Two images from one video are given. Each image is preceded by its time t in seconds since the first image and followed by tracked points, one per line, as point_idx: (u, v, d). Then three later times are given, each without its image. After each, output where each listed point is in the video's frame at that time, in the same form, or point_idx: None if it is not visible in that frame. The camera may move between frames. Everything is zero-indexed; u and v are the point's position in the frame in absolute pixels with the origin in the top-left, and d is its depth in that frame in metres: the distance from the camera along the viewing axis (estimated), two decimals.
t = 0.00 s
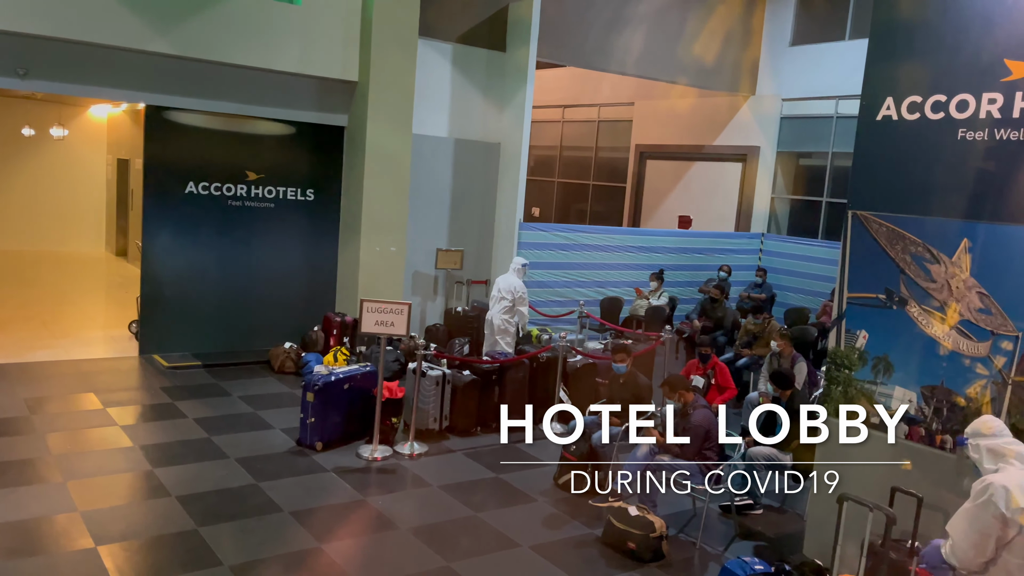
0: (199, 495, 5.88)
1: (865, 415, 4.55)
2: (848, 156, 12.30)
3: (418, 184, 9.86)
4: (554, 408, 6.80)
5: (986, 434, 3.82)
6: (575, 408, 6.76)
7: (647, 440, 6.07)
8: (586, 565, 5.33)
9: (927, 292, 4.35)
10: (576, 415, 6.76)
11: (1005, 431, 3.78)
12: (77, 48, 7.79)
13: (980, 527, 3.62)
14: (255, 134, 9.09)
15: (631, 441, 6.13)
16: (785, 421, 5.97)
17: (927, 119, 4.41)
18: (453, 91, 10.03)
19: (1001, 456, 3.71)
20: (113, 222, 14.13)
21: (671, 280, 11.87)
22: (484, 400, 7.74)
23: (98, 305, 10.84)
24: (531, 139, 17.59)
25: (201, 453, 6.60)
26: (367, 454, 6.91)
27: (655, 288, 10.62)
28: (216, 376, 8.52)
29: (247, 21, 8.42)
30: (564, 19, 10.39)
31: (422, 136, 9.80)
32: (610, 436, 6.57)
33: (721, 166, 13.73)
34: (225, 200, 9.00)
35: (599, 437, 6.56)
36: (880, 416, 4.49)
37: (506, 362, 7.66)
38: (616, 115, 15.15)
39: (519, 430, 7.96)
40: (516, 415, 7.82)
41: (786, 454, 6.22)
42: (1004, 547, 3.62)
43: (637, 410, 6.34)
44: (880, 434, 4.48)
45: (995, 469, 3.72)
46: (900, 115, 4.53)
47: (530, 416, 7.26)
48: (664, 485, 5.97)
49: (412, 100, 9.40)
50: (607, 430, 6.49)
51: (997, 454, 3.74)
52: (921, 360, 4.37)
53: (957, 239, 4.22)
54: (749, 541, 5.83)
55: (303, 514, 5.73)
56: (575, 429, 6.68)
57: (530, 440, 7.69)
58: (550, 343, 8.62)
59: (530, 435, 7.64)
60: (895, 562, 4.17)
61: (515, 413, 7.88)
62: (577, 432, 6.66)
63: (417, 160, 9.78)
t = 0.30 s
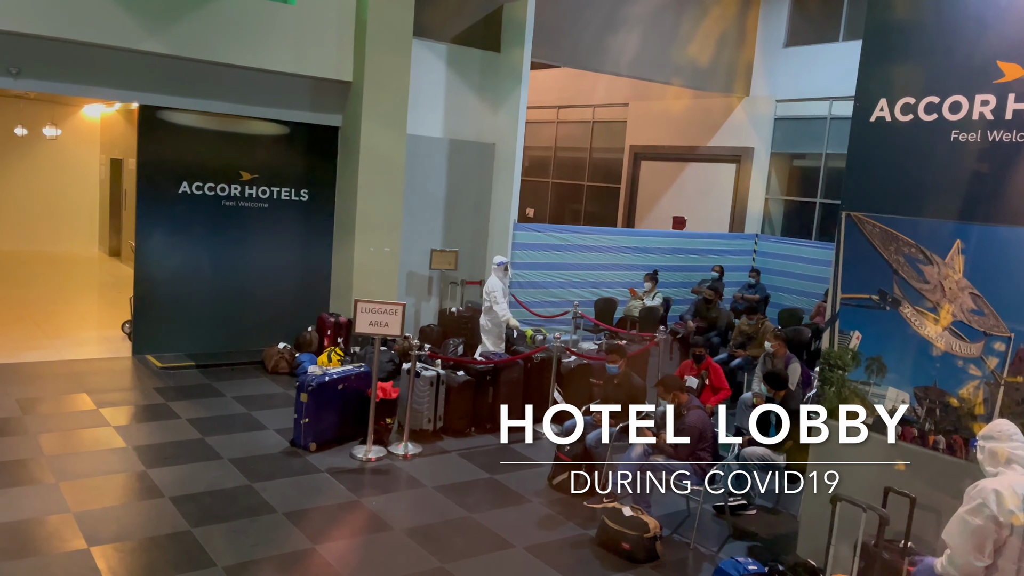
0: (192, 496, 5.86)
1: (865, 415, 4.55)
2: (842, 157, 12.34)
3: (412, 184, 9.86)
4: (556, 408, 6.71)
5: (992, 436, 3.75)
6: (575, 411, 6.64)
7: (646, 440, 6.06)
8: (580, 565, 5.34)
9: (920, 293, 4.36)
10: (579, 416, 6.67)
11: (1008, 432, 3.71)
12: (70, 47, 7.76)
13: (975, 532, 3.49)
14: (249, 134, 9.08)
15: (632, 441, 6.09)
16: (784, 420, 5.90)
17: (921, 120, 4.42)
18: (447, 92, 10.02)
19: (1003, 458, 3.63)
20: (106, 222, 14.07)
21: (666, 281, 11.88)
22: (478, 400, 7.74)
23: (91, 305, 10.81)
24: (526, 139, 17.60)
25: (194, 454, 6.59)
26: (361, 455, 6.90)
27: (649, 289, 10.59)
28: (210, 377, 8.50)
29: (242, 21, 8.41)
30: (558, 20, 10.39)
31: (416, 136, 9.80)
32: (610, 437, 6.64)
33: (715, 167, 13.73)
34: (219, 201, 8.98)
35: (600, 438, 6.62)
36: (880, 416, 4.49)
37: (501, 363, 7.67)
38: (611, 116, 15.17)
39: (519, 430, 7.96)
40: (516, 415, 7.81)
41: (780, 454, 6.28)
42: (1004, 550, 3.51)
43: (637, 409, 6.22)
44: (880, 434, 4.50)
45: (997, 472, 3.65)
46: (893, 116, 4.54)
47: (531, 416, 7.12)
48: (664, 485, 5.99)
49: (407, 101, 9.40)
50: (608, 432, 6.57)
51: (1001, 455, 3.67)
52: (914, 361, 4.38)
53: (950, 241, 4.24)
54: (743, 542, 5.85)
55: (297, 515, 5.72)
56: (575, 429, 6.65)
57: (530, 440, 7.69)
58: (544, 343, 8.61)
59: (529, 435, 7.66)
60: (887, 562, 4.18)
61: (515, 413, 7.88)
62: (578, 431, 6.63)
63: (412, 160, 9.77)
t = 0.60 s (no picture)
0: (189, 496, 5.85)
1: (865, 415, 4.56)
2: (839, 157, 12.36)
3: (410, 185, 9.85)
4: (556, 408, 6.71)
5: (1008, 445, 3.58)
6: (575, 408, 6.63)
7: (644, 440, 6.10)
8: (577, 565, 5.34)
9: (916, 294, 4.37)
10: (579, 418, 6.62)
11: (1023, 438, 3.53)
12: (67, 46, 7.74)
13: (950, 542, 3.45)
14: (246, 134, 9.06)
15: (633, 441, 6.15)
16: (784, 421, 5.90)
17: (917, 122, 4.43)
18: (445, 92, 10.01)
19: (1001, 466, 3.54)
20: (103, 223, 14.00)
21: (663, 281, 11.89)
22: (475, 400, 7.73)
23: (88, 305, 10.79)
24: (523, 139, 17.61)
25: (191, 454, 6.58)
26: (359, 455, 6.89)
27: (645, 289, 10.54)
28: (207, 377, 8.48)
29: (238, 20, 8.39)
30: (555, 20, 10.39)
31: (414, 136, 9.79)
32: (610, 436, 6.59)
33: (712, 167, 13.74)
34: (216, 200, 8.97)
35: (599, 438, 6.57)
36: (880, 416, 4.49)
37: (498, 364, 7.67)
38: (608, 116, 15.19)
39: (519, 430, 7.97)
40: (515, 415, 7.82)
41: (776, 454, 6.24)
42: (988, 558, 3.39)
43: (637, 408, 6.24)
44: (880, 435, 4.50)
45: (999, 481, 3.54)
46: (890, 118, 4.55)
47: (530, 416, 7.25)
48: (664, 485, 6.01)
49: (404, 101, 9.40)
50: (608, 432, 6.52)
51: (1000, 466, 3.57)
52: (911, 361, 4.38)
53: (947, 241, 4.25)
54: (740, 542, 5.86)
55: (293, 515, 5.71)
56: (575, 430, 6.64)
57: (530, 440, 7.71)
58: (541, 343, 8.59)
59: (529, 435, 7.67)
60: (883, 562, 4.19)
61: (513, 414, 7.88)
62: (578, 431, 6.62)
63: (409, 161, 9.77)
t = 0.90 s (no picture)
0: (189, 496, 5.85)
1: (864, 415, 4.56)
2: (840, 158, 12.35)
3: (411, 185, 9.85)
4: (557, 408, 6.72)
5: None
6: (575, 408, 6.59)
7: (644, 440, 6.11)
8: (577, 566, 5.34)
9: (917, 294, 4.36)
10: (579, 419, 6.61)
11: None
12: (68, 46, 7.75)
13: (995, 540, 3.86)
14: (246, 134, 9.06)
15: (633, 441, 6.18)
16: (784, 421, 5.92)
17: (918, 123, 4.43)
18: (445, 92, 10.01)
19: None
20: (103, 222, 14.01)
21: (664, 282, 11.89)
22: (475, 400, 7.73)
23: (88, 304, 10.79)
24: (524, 140, 17.62)
25: (191, 454, 6.58)
26: (359, 455, 6.89)
27: (646, 290, 10.53)
28: (207, 377, 8.48)
29: (239, 20, 8.40)
30: (557, 21, 10.38)
31: (414, 137, 9.79)
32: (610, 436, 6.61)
33: (712, 168, 13.74)
34: (217, 200, 8.98)
35: (599, 438, 6.60)
36: (880, 416, 4.49)
37: (498, 364, 7.67)
38: (609, 117, 15.19)
39: (520, 430, 7.97)
40: (516, 415, 7.82)
41: (777, 454, 6.24)
42: (1023, 558, 3.74)
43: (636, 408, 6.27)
44: (880, 435, 4.49)
45: None
46: (891, 119, 4.56)
47: (530, 419, 7.21)
48: (664, 486, 6.01)
49: (405, 101, 9.41)
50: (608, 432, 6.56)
51: None
52: (912, 362, 4.37)
53: (948, 242, 4.25)
54: (740, 542, 5.86)
55: (294, 515, 5.71)
56: (575, 429, 6.64)
57: (530, 440, 7.71)
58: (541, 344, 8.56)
59: (529, 435, 7.67)
60: (884, 563, 4.19)
61: (513, 414, 7.88)
62: (578, 431, 6.63)
63: (410, 161, 9.77)
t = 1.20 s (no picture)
0: (195, 495, 5.87)
1: (865, 415, 4.56)
2: (846, 158, 12.32)
3: (416, 184, 9.86)
4: (555, 408, 6.71)
5: None
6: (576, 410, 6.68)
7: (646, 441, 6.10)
8: (582, 566, 5.34)
9: (923, 295, 4.35)
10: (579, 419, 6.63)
11: None
12: (75, 47, 7.78)
13: None
14: (252, 133, 9.07)
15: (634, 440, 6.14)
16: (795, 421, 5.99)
17: (925, 123, 4.43)
18: (451, 92, 10.01)
19: None
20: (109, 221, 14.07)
21: (669, 283, 11.87)
22: (481, 400, 7.73)
23: (95, 304, 10.84)
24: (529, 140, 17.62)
25: (197, 453, 6.60)
26: (364, 454, 6.91)
27: (652, 290, 10.53)
28: (213, 376, 8.50)
29: (245, 21, 8.42)
30: (564, 21, 10.37)
31: (420, 136, 9.80)
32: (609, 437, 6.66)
33: (718, 168, 13.73)
34: (223, 200, 8.99)
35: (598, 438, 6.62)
36: (880, 416, 4.49)
37: (504, 364, 7.67)
38: (615, 117, 15.18)
39: (520, 430, 7.97)
40: (516, 415, 7.81)
41: (782, 455, 6.26)
42: None
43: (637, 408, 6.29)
44: (881, 434, 4.50)
45: None
46: (898, 119, 4.55)
47: (530, 415, 7.21)
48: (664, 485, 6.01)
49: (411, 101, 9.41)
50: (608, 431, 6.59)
51: None
52: (918, 363, 4.35)
53: (955, 242, 4.23)
54: (745, 543, 5.87)
55: (299, 515, 5.72)
56: (574, 429, 6.66)
57: (530, 440, 7.71)
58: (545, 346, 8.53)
59: (530, 435, 7.67)
60: (890, 564, 4.19)
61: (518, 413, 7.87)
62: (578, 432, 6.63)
63: (415, 161, 9.78)
